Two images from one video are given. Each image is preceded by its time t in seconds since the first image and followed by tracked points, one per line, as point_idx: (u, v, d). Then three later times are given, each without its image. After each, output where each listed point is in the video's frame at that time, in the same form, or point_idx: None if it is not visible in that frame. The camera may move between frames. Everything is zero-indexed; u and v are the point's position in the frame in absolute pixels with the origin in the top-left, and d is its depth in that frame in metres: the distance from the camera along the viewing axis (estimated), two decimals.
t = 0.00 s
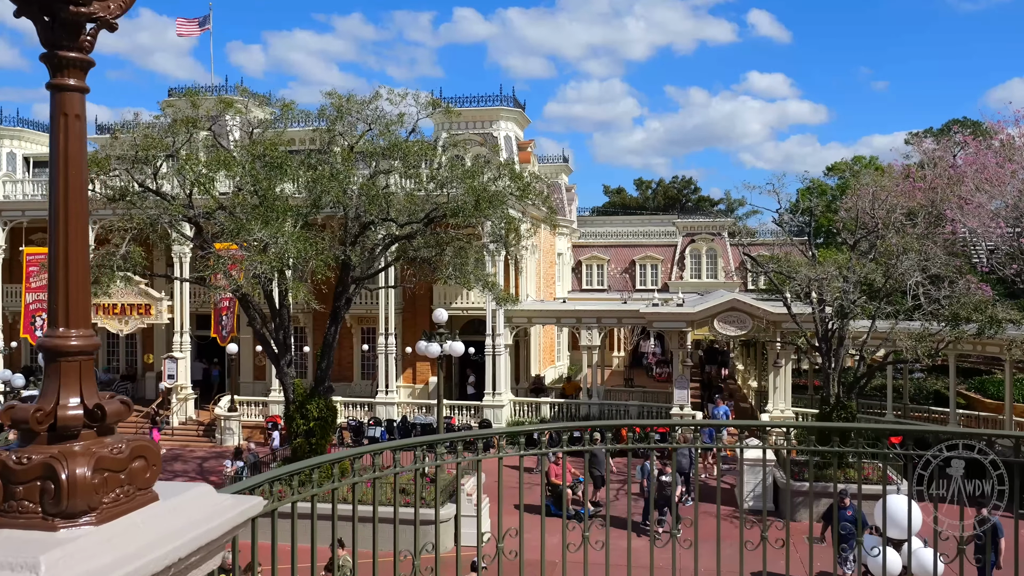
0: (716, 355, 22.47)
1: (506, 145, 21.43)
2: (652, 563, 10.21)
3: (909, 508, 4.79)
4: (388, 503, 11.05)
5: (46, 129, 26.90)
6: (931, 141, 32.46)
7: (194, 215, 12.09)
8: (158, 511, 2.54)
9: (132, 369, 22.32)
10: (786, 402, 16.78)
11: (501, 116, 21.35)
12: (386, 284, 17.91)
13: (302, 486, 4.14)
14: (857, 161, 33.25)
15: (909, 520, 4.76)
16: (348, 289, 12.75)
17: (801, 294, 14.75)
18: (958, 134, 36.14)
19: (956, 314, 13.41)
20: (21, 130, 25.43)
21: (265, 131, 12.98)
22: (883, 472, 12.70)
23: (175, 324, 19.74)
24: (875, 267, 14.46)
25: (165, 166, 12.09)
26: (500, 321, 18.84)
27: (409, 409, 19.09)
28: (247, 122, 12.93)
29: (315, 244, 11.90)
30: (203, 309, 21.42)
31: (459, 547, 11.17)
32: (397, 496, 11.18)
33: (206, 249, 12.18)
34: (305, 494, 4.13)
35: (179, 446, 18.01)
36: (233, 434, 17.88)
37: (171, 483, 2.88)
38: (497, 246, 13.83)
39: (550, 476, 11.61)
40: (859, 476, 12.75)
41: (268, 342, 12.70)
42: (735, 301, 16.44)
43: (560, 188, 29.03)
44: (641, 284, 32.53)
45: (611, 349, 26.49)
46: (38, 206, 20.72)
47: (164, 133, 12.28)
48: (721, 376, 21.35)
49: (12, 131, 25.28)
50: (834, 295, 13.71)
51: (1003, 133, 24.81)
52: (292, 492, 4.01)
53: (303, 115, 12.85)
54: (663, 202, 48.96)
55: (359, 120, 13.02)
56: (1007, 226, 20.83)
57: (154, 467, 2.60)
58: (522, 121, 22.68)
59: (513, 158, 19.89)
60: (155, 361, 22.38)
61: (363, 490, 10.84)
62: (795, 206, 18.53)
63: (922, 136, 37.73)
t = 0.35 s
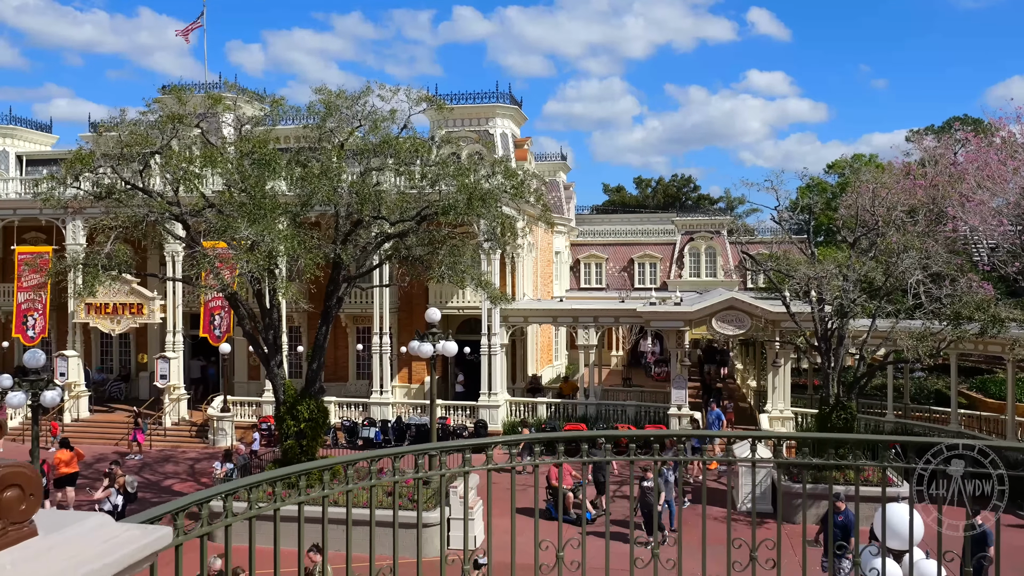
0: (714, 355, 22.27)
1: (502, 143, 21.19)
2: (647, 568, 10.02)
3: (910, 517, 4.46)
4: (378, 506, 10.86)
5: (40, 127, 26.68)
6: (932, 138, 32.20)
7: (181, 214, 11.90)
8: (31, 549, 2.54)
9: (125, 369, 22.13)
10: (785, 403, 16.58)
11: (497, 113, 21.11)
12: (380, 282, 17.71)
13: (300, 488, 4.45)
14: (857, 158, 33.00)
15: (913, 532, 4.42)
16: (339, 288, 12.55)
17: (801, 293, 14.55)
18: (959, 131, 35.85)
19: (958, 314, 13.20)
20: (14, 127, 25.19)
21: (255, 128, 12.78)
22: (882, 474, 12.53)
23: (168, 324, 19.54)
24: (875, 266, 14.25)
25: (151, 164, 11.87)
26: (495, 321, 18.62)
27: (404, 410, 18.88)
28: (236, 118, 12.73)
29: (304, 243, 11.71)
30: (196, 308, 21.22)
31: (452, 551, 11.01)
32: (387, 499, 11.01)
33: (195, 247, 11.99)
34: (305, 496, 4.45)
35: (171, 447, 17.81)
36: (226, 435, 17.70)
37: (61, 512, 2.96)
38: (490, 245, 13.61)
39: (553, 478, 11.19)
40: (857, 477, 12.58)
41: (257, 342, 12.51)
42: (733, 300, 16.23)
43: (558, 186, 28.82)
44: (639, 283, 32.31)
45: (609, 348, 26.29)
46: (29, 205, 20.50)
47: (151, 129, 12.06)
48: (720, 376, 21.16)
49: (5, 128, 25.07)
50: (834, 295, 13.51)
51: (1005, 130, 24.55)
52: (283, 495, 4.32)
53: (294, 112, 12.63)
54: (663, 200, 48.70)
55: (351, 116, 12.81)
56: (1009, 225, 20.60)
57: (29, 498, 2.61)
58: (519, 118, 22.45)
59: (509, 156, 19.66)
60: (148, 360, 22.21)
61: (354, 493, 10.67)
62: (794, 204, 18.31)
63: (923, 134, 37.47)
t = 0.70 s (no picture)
0: (717, 356, 22.04)
1: (502, 142, 20.98)
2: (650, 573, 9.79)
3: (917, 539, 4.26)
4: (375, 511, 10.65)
5: (39, 127, 26.55)
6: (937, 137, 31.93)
7: (172, 214, 11.68)
8: None
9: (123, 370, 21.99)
10: (789, 406, 16.32)
11: (496, 112, 20.91)
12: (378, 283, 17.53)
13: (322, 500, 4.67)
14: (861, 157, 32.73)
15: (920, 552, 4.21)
16: (333, 290, 12.36)
17: (804, 293, 14.33)
18: (964, 129, 35.58)
19: (964, 315, 12.98)
20: (12, 128, 25.04)
21: (249, 128, 12.60)
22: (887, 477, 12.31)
23: (165, 325, 19.36)
24: (881, 266, 14.02)
25: (142, 164, 11.69)
26: (495, 322, 18.41)
27: (403, 411, 18.68)
28: (228, 118, 12.54)
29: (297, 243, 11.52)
30: (193, 310, 21.04)
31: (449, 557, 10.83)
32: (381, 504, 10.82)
33: (186, 247, 11.79)
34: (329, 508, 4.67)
35: (168, 449, 17.62)
36: (224, 437, 17.55)
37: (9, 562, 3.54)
38: (488, 246, 13.43)
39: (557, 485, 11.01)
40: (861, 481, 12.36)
41: (251, 345, 12.32)
42: (735, 301, 15.98)
43: (559, 185, 28.63)
44: (641, 283, 32.07)
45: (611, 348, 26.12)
46: (26, 206, 20.33)
47: (142, 129, 11.87)
48: (722, 377, 20.94)
49: (3, 128, 24.97)
50: (837, 296, 13.28)
51: (1011, 128, 24.28)
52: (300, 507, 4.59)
53: (288, 111, 12.45)
54: (665, 199, 48.53)
55: (346, 115, 12.60)
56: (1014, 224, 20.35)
57: None
58: (519, 117, 22.25)
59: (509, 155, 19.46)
60: (146, 361, 22.05)
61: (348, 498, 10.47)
62: (798, 203, 18.08)
63: (926, 133, 37.24)
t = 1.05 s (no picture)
0: (741, 355, 21.69)
1: (523, 138, 20.76)
2: None
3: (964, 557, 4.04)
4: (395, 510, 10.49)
5: (64, 126, 26.78)
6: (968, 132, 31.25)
7: (189, 210, 11.59)
8: None
9: (146, 367, 22.08)
10: (816, 406, 15.94)
11: (518, 108, 20.71)
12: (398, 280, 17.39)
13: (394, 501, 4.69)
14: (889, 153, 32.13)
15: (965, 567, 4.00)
16: (351, 286, 12.23)
17: (832, 292, 13.97)
18: (995, 124, 34.83)
19: (1001, 314, 12.57)
20: (38, 126, 25.26)
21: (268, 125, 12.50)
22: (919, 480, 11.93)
23: (187, 322, 19.37)
24: (913, 263, 13.62)
25: (160, 160, 11.63)
26: (516, 320, 18.20)
27: (423, 410, 18.53)
28: (247, 113, 12.45)
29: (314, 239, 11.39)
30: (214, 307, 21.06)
31: (469, 558, 10.65)
32: (399, 503, 10.65)
33: (203, 243, 11.70)
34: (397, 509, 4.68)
35: (189, 446, 17.62)
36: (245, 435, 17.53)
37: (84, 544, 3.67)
38: (508, 243, 13.24)
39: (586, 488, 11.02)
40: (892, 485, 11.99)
41: (270, 343, 12.23)
42: (762, 299, 15.62)
43: (581, 182, 28.37)
44: (664, 281, 31.70)
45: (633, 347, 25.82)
46: (50, 203, 20.45)
47: (161, 124, 11.80)
48: (747, 376, 20.59)
49: (29, 127, 25.20)
50: (868, 294, 12.91)
51: None
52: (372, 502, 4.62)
53: (307, 106, 12.34)
54: (689, 197, 48.08)
55: (365, 110, 12.48)
56: None
57: None
58: (541, 113, 22.03)
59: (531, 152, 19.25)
60: (169, 358, 22.12)
61: (368, 497, 10.31)
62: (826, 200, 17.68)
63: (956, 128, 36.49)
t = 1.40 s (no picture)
0: (784, 356, 21.19)
1: (561, 135, 20.52)
2: None
3: None
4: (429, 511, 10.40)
5: (109, 126, 27.30)
6: None
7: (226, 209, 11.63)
8: None
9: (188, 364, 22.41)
10: (863, 408, 15.45)
11: (556, 104, 20.48)
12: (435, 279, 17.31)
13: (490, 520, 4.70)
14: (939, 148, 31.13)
15: None
16: (387, 286, 12.16)
17: (880, 291, 13.49)
18: None
19: None
20: (83, 126, 25.78)
21: (306, 123, 12.50)
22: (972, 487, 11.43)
23: (227, 320, 19.57)
24: (967, 262, 13.08)
25: (198, 158, 11.71)
26: (553, 318, 18.00)
27: (460, 408, 18.44)
28: (283, 111, 12.45)
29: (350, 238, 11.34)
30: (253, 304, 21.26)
31: (504, 561, 10.51)
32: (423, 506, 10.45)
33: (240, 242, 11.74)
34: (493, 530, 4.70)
35: (229, 442, 17.80)
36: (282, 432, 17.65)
37: None
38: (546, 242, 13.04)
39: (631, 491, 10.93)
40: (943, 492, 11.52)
41: (306, 341, 12.23)
42: (806, 298, 15.17)
43: (621, 179, 28.00)
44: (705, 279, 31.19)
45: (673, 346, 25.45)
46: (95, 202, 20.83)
47: (198, 123, 11.85)
48: (790, 377, 20.10)
49: (75, 127, 25.74)
50: (918, 293, 12.43)
51: None
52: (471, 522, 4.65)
53: (344, 104, 12.30)
54: (731, 193, 47.30)
55: (401, 107, 12.37)
56: None
57: None
58: (580, 109, 21.77)
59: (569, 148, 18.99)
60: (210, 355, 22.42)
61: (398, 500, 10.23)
62: (874, 196, 17.13)
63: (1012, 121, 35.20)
